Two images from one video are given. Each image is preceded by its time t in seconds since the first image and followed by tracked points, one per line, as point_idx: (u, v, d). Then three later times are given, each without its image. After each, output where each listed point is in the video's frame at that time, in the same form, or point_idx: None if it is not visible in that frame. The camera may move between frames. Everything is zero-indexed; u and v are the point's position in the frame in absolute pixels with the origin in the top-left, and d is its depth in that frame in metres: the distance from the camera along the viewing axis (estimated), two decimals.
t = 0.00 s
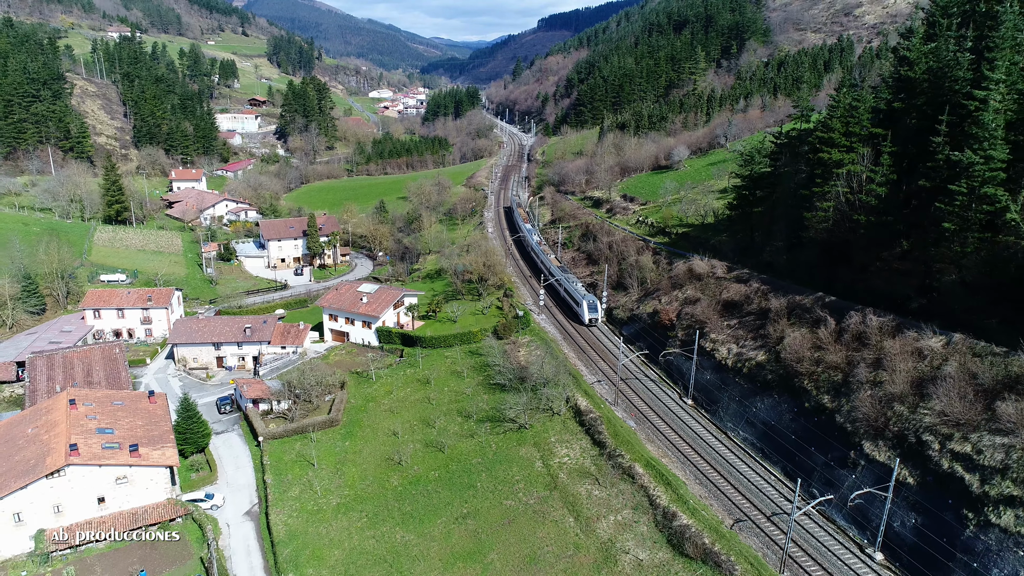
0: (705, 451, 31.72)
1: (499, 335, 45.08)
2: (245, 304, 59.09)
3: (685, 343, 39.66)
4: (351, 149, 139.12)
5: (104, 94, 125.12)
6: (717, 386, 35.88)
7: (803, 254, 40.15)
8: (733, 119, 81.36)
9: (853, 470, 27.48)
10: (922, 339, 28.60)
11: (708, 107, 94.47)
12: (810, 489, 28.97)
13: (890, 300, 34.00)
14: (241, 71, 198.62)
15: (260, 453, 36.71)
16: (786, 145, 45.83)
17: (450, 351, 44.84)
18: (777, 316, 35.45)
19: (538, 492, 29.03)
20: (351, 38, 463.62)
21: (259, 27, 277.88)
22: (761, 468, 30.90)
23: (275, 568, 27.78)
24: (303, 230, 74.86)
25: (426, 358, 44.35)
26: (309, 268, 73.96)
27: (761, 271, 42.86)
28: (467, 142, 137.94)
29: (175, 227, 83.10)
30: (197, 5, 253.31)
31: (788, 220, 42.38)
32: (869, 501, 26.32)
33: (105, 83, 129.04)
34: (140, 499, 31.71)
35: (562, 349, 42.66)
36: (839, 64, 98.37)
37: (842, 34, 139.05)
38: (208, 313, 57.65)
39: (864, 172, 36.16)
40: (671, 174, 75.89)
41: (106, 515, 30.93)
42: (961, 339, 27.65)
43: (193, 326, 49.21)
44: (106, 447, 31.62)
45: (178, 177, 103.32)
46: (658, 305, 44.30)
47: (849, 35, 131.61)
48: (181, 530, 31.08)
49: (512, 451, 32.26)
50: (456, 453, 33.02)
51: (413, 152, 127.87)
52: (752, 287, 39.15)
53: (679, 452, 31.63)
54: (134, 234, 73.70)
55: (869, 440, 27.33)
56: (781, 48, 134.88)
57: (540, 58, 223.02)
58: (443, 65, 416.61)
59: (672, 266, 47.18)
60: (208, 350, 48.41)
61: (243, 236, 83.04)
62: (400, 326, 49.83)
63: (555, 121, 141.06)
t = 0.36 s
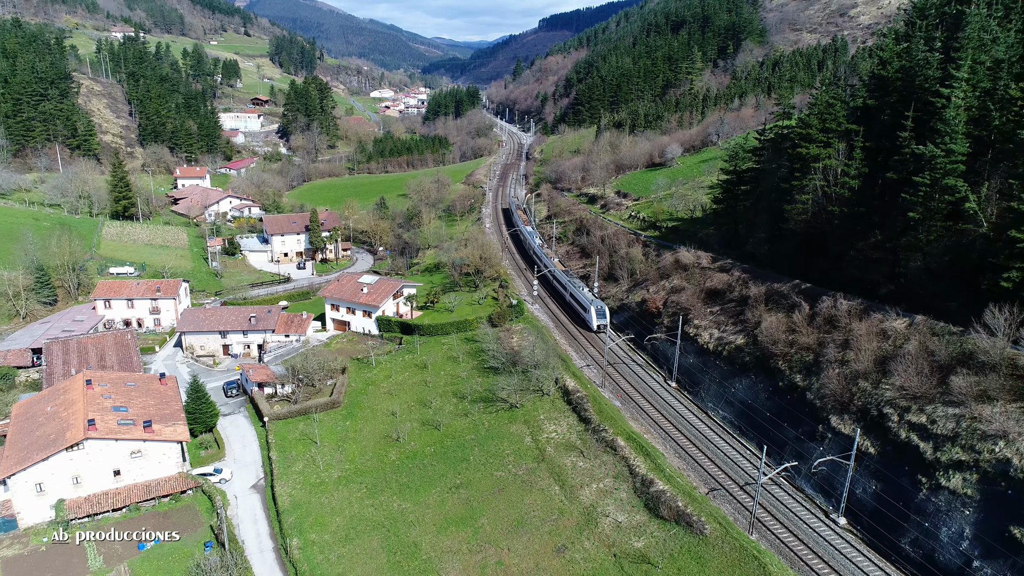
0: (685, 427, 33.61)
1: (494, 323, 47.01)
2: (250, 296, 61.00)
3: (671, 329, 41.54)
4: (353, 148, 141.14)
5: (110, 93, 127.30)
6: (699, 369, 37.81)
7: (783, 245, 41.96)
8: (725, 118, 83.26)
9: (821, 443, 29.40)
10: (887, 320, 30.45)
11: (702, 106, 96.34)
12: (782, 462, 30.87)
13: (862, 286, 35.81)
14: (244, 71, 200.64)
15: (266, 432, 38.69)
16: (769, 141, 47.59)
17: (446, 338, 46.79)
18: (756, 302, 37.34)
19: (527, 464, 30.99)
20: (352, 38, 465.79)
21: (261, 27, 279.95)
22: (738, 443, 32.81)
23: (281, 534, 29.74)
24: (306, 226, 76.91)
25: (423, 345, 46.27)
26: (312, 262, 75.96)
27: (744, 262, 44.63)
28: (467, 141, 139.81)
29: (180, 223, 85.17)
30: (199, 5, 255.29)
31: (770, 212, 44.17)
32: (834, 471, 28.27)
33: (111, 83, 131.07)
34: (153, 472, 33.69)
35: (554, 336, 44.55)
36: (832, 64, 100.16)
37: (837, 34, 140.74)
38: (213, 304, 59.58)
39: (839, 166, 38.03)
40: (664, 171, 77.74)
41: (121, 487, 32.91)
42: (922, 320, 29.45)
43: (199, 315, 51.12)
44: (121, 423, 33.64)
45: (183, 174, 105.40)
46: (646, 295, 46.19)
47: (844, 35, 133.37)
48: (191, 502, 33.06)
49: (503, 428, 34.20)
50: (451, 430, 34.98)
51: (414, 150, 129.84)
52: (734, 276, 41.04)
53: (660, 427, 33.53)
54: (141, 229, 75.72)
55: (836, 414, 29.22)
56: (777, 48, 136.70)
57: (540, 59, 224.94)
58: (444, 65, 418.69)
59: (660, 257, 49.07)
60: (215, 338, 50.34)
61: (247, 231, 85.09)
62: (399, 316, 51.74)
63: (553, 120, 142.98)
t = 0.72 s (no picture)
0: (666, 406, 35.51)
1: (488, 311, 48.98)
2: (253, 289, 62.96)
3: (656, 317, 43.44)
4: (354, 147, 143.26)
5: (115, 93, 129.39)
6: (682, 353, 39.77)
7: (764, 236, 43.72)
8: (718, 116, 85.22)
9: (791, 418, 31.35)
10: (854, 304, 32.38)
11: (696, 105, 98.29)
12: (756, 437, 32.81)
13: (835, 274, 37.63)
14: (246, 71, 202.82)
15: (270, 413, 40.70)
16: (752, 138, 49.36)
17: (443, 326, 48.81)
18: (735, 289, 39.30)
19: (515, 438, 32.98)
20: (353, 38, 468.27)
21: (263, 27, 282.25)
22: (715, 420, 34.73)
23: (284, 503, 31.71)
24: (307, 221, 78.92)
25: (421, 333, 48.22)
26: (313, 257, 78.04)
27: (727, 253, 46.40)
28: (467, 140, 141.80)
29: (185, 219, 87.28)
30: (202, 6, 257.47)
31: (752, 206, 45.96)
32: (802, 443, 30.18)
33: (116, 82, 133.18)
34: (163, 448, 35.74)
35: (544, 324, 46.49)
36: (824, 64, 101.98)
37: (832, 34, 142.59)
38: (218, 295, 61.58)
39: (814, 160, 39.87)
40: (657, 168, 79.68)
41: (134, 461, 34.93)
42: (886, 303, 31.39)
43: (206, 305, 53.11)
44: (134, 401, 35.67)
45: (187, 172, 107.51)
46: (634, 285, 48.13)
47: (838, 35, 135.22)
48: (200, 476, 35.07)
49: (494, 406, 36.20)
50: (445, 410, 36.95)
51: (414, 149, 131.89)
52: (716, 265, 42.97)
53: (642, 405, 35.41)
54: (147, 224, 77.79)
55: (805, 391, 31.17)
56: (772, 48, 138.62)
57: (540, 59, 226.95)
58: (445, 65, 420.74)
59: (648, 249, 51.03)
60: (220, 327, 52.33)
61: (250, 227, 87.21)
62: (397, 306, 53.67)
63: (552, 119, 145.05)
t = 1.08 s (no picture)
0: (648, 386, 37.42)
1: (483, 301, 50.94)
2: (257, 281, 64.97)
3: (643, 305, 45.31)
4: (356, 145, 145.39)
5: (121, 92, 131.58)
6: (666, 338, 41.68)
7: (747, 228, 45.50)
8: (712, 114, 87.03)
9: (764, 397, 33.25)
10: (824, 290, 34.02)
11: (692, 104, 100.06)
12: (732, 415, 34.72)
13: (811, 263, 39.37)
14: (250, 70, 205.14)
15: (273, 395, 42.70)
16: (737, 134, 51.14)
17: (439, 315, 50.77)
18: (716, 277, 41.18)
19: (505, 416, 34.96)
20: (356, 38, 470.87)
21: (267, 28, 284.59)
22: (695, 400, 36.63)
23: (286, 476, 33.74)
24: (310, 216, 80.95)
25: (418, 321, 50.16)
26: (316, 251, 80.10)
27: (712, 245, 48.15)
28: (468, 139, 143.80)
29: (191, 215, 89.44)
30: (206, 6, 259.92)
31: (736, 199, 47.73)
32: (773, 419, 32.11)
33: (122, 82, 135.50)
34: (172, 426, 37.74)
35: (536, 312, 48.37)
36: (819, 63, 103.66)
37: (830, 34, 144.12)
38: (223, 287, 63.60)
39: (793, 154, 41.53)
40: (651, 165, 81.49)
41: (144, 438, 36.93)
42: (854, 288, 32.97)
43: (211, 295, 55.16)
44: (145, 382, 37.60)
45: (192, 170, 109.73)
46: (623, 275, 50.01)
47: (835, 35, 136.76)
48: (207, 452, 37.12)
49: (486, 387, 38.20)
50: (439, 391, 38.89)
51: (416, 147, 133.94)
52: (700, 255, 44.83)
53: (624, 385, 37.40)
54: (154, 219, 79.95)
55: (776, 371, 33.06)
56: (770, 48, 140.22)
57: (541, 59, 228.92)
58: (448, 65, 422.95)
59: (637, 241, 52.88)
60: (225, 316, 54.38)
61: (255, 223, 89.34)
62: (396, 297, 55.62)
63: (552, 118, 146.99)
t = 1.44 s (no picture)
0: (628, 369, 39.27)
1: (474, 291, 52.82)
2: (257, 274, 66.92)
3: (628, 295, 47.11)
4: (356, 144, 147.36)
5: (125, 91, 133.70)
6: (648, 326, 43.58)
7: (727, 221, 47.33)
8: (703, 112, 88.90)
9: (735, 378, 35.11)
10: (793, 277, 35.85)
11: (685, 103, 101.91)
12: (706, 396, 36.60)
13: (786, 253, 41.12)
14: (252, 70, 207.28)
15: (272, 380, 44.60)
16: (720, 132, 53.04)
17: (432, 305, 52.65)
18: (696, 267, 43.04)
19: (491, 397, 36.87)
20: (358, 38, 473.11)
21: (269, 28, 287.08)
22: (672, 382, 38.49)
23: (283, 453, 35.66)
24: (309, 212, 82.93)
25: (412, 311, 52.01)
26: (315, 246, 82.14)
27: (695, 238, 49.91)
28: (467, 138, 145.68)
29: (193, 211, 91.41)
30: (208, 6, 262.38)
31: (718, 194, 49.58)
32: (743, 399, 33.98)
33: (126, 81, 137.55)
34: (175, 407, 39.73)
35: (525, 302, 50.15)
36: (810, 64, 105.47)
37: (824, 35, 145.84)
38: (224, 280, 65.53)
39: (769, 150, 43.42)
40: (643, 163, 83.35)
41: (149, 418, 38.91)
42: (821, 274, 34.79)
43: (213, 286, 57.14)
44: (149, 364, 39.60)
45: (195, 167, 111.74)
46: (610, 266, 51.85)
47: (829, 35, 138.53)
48: (209, 431, 39.09)
49: (474, 370, 40.12)
50: (430, 374, 40.85)
51: (415, 147, 135.89)
52: (682, 246, 46.67)
53: (605, 367, 39.36)
54: (157, 214, 81.93)
55: (747, 353, 34.91)
56: (765, 48, 141.90)
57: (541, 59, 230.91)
58: (450, 65, 424.88)
59: (624, 235, 54.74)
60: (227, 307, 56.36)
61: (256, 219, 91.31)
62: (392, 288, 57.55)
63: (549, 117, 148.93)
